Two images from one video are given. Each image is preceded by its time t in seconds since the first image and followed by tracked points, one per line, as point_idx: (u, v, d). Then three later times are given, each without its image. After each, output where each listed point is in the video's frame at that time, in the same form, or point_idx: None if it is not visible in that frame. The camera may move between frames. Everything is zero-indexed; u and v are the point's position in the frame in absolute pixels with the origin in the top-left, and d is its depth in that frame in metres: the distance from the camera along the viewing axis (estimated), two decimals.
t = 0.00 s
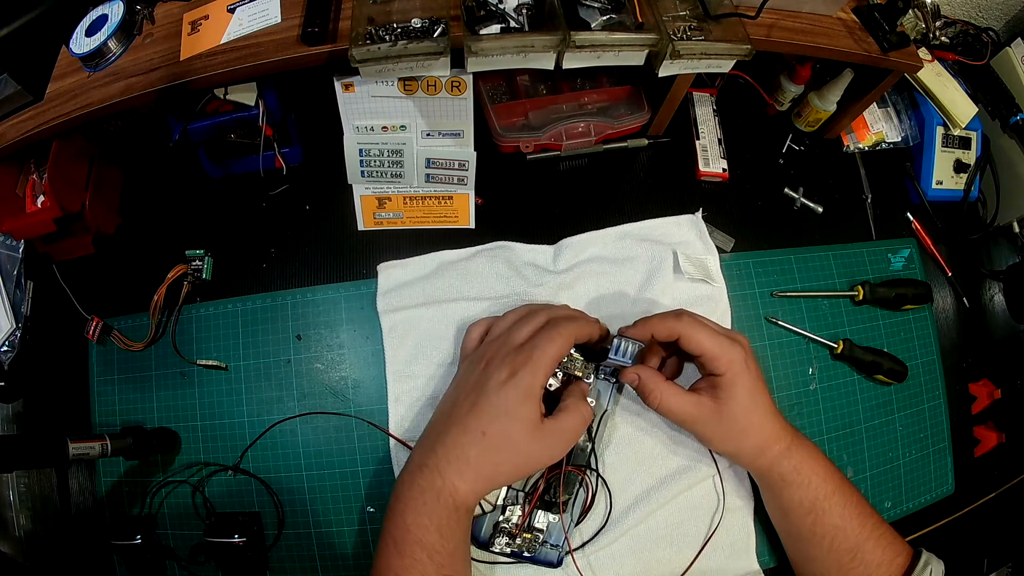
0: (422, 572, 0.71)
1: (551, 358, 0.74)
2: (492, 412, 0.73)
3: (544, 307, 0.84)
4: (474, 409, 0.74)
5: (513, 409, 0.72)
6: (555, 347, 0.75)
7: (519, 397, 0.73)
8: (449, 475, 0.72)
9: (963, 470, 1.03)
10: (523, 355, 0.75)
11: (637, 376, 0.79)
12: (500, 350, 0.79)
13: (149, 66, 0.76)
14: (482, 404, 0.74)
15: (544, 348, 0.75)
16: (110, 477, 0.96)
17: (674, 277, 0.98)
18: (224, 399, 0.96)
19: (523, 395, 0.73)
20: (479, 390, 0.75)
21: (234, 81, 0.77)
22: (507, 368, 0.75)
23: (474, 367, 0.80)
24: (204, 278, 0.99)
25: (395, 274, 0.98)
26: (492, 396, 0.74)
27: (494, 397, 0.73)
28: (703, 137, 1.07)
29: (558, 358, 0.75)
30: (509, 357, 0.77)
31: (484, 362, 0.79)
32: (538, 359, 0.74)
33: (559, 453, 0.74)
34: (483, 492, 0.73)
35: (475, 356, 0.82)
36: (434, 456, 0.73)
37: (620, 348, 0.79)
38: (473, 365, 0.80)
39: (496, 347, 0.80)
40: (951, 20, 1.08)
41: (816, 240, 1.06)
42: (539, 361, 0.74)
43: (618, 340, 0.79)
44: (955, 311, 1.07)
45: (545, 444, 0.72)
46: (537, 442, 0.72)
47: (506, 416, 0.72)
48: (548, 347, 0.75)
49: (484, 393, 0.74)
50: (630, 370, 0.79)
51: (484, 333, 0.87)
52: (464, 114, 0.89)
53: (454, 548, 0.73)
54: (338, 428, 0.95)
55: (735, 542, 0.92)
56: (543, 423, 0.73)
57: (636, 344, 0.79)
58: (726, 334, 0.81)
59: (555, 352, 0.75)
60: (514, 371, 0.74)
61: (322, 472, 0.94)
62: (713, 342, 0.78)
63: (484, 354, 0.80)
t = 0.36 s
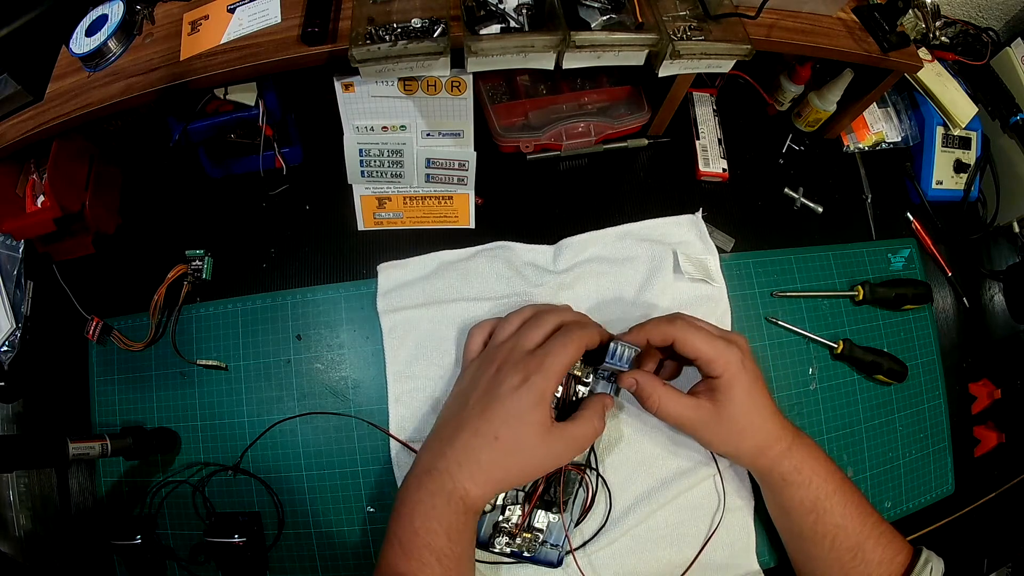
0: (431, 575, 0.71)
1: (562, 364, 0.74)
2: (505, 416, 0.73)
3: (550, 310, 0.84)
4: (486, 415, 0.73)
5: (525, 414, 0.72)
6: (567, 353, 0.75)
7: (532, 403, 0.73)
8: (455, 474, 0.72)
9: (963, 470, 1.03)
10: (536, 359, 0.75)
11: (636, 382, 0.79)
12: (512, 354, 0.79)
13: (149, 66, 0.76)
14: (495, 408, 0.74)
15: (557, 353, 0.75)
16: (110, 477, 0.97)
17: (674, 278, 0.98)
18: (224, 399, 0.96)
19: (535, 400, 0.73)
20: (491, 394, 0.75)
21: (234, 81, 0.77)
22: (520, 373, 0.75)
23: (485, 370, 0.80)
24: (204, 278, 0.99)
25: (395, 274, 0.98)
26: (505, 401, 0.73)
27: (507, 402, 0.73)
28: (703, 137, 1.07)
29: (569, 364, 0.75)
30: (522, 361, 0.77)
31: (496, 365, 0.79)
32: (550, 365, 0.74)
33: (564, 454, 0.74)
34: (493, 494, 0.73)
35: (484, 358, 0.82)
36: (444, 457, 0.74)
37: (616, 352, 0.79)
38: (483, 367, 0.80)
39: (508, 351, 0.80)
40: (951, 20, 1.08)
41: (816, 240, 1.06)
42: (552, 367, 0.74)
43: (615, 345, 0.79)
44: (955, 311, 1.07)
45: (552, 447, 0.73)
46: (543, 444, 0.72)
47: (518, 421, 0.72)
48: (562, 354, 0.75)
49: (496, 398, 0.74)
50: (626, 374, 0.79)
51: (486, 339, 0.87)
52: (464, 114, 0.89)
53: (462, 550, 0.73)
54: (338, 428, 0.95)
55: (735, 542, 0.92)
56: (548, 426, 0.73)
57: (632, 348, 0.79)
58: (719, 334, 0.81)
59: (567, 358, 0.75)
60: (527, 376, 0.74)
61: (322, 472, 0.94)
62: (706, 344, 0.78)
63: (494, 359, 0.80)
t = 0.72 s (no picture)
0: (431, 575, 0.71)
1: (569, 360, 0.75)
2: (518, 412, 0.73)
3: (553, 307, 0.84)
4: (500, 414, 0.73)
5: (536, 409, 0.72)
6: (573, 350, 0.75)
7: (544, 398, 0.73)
8: (455, 474, 0.72)
9: (963, 470, 1.03)
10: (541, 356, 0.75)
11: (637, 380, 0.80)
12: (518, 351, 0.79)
13: (149, 66, 0.76)
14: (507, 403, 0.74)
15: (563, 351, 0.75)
16: (110, 477, 0.97)
17: (674, 279, 0.98)
18: (224, 399, 0.96)
19: (546, 394, 0.73)
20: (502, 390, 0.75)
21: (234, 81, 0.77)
22: (528, 369, 0.75)
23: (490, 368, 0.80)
24: (204, 278, 0.99)
25: (395, 274, 0.98)
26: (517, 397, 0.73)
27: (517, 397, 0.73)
28: (703, 137, 1.07)
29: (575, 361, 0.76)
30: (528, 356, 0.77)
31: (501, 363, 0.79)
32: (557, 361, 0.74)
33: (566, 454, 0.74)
34: (506, 495, 0.73)
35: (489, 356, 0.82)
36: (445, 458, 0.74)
37: (616, 350, 0.78)
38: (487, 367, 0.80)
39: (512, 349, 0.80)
40: (951, 19, 1.08)
41: (816, 240, 1.06)
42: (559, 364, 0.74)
43: (614, 342, 0.79)
44: (955, 311, 1.07)
45: (553, 446, 0.73)
46: (546, 444, 0.72)
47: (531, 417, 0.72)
48: (568, 351, 0.75)
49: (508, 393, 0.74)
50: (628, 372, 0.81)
51: (487, 338, 0.87)
52: (464, 114, 0.89)
53: (477, 552, 0.73)
54: (338, 428, 0.95)
55: (735, 543, 0.92)
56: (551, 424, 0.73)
57: (632, 346, 0.78)
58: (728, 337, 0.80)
59: (572, 355, 0.75)
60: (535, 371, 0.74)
61: (322, 472, 0.94)
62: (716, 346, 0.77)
63: (500, 354, 0.80)
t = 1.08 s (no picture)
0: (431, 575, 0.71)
1: (563, 364, 0.75)
2: (508, 410, 0.72)
3: (551, 308, 0.85)
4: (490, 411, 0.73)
5: (527, 408, 0.72)
6: (570, 354, 0.75)
7: (535, 398, 0.73)
8: (455, 474, 0.72)
9: (963, 470, 1.03)
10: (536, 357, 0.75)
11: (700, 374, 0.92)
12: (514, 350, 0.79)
13: (149, 66, 0.76)
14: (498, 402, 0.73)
15: (561, 355, 0.75)
16: (111, 477, 0.97)
17: (673, 279, 0.99)
18: (224, 399, 0.96)
19: (536, 396, 0.73)
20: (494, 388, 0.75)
21: (234, 81, 0.77)
22: (522, 368, 0.75)
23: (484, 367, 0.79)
24: (204, 278, 0.99)
25: (395, 274, 0.98)
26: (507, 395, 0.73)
27: (508, 397, 0.73)
28: (703, 136, 1.07)
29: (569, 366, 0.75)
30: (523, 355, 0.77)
31: (495, 361, 0.79)
32: (551, 364, 0.74)
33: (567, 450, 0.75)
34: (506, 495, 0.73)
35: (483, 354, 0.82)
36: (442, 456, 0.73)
37: (610, 349, 0.81)
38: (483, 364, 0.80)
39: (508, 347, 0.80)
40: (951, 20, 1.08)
41: (816, 240, 1.06)
42: (554, 366, 0.74)
43: (610, 342, 0.82)
44: (955, 311, 1.07)
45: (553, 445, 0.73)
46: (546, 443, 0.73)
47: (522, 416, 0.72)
48: (567, 354, 0.75)
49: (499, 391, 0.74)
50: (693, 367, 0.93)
51: (485, 336, 0.87)
52: (464, 114, 0.89)
53: (469, 548, 0.73)
54: (338, 428, 0.95)
55: (735, 543, 0.92)
56: (553, 423, 0.73)
57: (626, 346, 0.82)
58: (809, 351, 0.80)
59: (568, 359, 0.75)
60: (529, 371, 0.74)
61: (322, 472, 0.94)
62: (769, 359, 0.78)
63: (495, 352, 0.80)
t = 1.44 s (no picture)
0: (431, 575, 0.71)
1: (564, 369, 0.75)
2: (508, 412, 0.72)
3: (554, 309, 0.85)
4: (488, 412, 0.73)
5: (527, 411, 0.72)
6: (571, 360, 0.76)
7: (535, 402, 0.73)
8: (457, 473, 0.72)
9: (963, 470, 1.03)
10: (538, 359, 0.75)
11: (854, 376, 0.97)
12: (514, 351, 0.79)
13: (149, 66, 0.76)
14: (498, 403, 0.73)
15: (563, 359, 0.75)
16: (111, 476, 0.97)
17: (673, 280, 0.99)
18: (224, 399, 0.96)
19: (536, 399, 0.73)
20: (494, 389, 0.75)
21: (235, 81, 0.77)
22: (523, 370, 0.75)
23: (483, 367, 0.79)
24: (205, 278, 0.99)
25: (395, 274, 0.98)
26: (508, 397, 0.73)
27: (509, 399, 0.73)
28: (703, 137, 1.07)
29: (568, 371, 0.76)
30: (525, 357, 0.77)
31: (494, 361, 0.78)
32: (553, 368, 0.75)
33: (568, 450, 0.75)
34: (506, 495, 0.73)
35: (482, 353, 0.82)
36: (444, 454, 0.73)
37: (613, 354, 0.84)
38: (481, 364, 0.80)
39: (508, 347, 0.79)
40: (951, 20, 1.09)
41: (816, 240, 1.06)
42: (556, 371, 0.75)
43: (613, 347, 0.84)
44: (955, 311, 1.07)
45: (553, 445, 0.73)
46: (548, 443, 0.73)
47: (522, 417, 0.72)
48: (568, 359, 0.76)
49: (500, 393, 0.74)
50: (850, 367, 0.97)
51: (484, 336, 0.87)
52: (464, 114, 0.89)
53: (471, 544, 0.73)
54: (338, 428, 0.95)
55: (735, 542, 0.92)
56: (553, 424, 0.73)
57: (629, 350, 0.84)
58: (947, 362, 0.92)
59: (570, 364, 0.76)
60: (530, 373, 0.74)
61: (323, 472, 0.94)
62: (911, 370, 0.91)
63: (496, 352, 0.80)
